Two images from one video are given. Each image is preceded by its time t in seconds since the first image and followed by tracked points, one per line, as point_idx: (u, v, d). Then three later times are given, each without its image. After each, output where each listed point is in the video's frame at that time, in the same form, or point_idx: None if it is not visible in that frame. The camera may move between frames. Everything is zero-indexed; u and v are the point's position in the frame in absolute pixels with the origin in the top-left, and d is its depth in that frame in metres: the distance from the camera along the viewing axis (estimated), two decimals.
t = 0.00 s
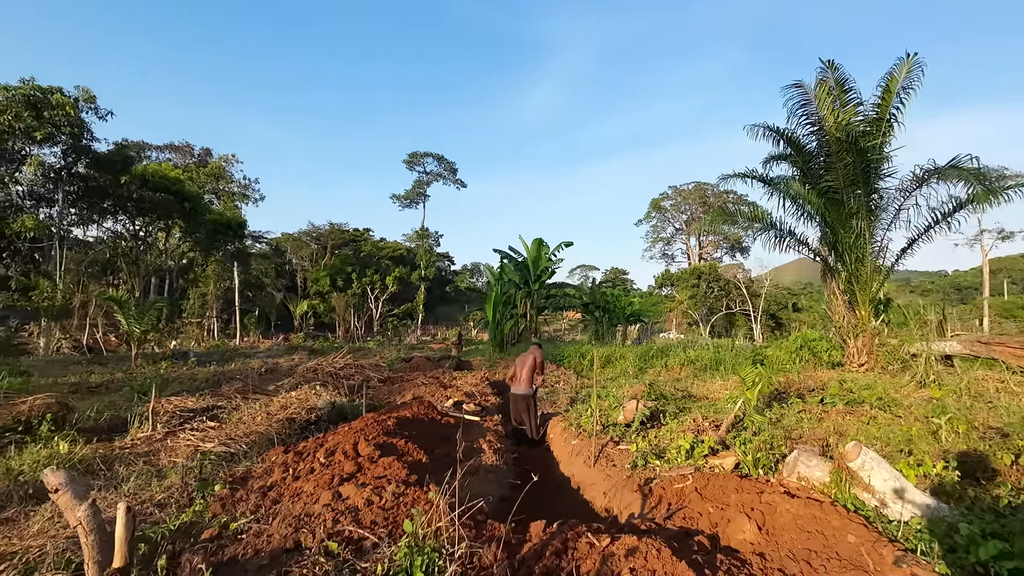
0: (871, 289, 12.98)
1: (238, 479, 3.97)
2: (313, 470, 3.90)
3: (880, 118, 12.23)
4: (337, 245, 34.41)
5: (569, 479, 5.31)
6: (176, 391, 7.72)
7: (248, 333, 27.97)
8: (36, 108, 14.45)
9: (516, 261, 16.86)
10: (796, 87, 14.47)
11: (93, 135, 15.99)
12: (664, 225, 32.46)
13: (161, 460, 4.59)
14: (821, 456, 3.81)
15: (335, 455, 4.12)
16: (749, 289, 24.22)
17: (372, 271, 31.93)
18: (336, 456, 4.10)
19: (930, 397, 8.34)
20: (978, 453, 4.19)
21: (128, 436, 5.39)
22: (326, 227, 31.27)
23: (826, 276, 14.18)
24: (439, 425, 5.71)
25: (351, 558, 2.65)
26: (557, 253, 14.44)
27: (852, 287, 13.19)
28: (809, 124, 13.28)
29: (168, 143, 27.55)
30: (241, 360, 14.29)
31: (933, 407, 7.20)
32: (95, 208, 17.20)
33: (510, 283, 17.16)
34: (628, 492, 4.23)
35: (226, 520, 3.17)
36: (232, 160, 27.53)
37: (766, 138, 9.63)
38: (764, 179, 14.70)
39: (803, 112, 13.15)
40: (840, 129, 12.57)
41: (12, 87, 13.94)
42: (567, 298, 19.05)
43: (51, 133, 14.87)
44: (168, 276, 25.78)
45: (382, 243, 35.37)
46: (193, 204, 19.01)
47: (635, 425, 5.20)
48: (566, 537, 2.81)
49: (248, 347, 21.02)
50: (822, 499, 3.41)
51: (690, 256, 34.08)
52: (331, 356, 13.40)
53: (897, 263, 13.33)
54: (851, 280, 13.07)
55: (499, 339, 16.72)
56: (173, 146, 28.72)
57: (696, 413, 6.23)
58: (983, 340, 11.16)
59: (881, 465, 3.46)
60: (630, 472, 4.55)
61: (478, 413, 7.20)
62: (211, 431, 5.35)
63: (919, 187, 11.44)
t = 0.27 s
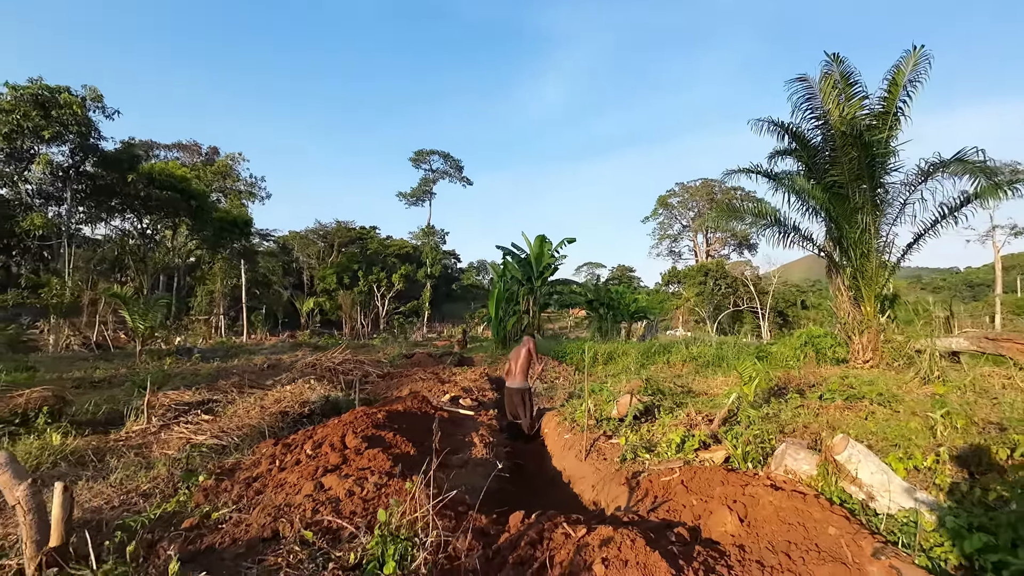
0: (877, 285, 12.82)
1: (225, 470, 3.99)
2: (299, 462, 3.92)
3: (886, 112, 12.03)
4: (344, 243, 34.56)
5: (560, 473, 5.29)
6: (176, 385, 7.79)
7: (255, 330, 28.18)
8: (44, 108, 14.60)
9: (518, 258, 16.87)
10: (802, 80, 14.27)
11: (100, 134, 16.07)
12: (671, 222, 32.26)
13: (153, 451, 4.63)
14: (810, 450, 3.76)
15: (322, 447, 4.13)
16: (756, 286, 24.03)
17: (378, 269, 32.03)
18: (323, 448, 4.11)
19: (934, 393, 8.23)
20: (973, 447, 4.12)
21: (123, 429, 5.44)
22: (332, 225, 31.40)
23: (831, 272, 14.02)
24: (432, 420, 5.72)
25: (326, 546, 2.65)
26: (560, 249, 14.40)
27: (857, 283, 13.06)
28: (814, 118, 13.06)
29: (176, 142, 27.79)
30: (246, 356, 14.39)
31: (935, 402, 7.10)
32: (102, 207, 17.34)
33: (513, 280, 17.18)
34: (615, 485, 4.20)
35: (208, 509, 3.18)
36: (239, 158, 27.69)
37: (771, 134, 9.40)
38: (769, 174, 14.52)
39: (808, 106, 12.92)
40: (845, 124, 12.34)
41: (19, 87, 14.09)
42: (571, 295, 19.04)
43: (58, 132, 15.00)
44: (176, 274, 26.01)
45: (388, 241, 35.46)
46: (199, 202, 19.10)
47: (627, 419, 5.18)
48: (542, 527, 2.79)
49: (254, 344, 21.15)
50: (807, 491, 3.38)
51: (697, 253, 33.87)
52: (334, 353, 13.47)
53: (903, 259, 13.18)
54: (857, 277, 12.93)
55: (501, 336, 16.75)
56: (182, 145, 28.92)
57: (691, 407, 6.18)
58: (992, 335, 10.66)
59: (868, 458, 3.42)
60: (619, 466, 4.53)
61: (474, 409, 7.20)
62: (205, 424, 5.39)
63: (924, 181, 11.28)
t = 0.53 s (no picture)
0: (884, 280, 12.47)
1: (210, 462, 4.02)
2: (282, 454, 3.93)
3: (895, 103, 11.63)
4: (353, 240, 34.71)
5: (550, 467, 5.26)
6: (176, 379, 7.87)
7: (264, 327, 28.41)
8: (54, 107, 14.71)
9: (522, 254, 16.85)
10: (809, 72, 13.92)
11: (109, 132, 16.13)
12: (680, 218, 31.99)
13: (144, 443, 4.68)
14: (795, 443, 3.71)
15: (306, 440, 4.14)
16: (767, 282, 23.74)
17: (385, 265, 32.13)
18: (307, 441, 4.12)
19: (939, 389, 8.08)
20: (966, 441, 4.03)
21: (118, 421, 5.51)
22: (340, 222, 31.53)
23: (838, 267, 13.69)
24: (422, 413, 5.71)
25: (296, 536, 2.65)
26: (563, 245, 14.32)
27: (864, 278, 12.68)
28: (820, 110, 12.68)
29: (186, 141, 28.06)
30: (252, 352, 14.51)
31: (941, 397, 6.96)
32: (113, 204, 17.50)
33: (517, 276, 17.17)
34: (600, 479, 4.17)
35: (186, 500, 3.20)
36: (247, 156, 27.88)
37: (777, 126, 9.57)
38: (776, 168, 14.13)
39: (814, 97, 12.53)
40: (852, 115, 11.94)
41: (29, 86, 14.22)
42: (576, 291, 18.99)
43: (68, 132, 15.11)
44: (186, 271, 26.29)
45: (396, 238, 35.54)
46: (207, 199, 19.24)
47: (618, 413, 5.14)
48: (513, 519, 2.77)
49: (262, 340, 21.33)
50: (790, 485, 3.34)
51: (707, 249, 33.57)
52: (338, 348, 13.54)
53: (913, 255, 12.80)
54: (864, 271, 12.57)
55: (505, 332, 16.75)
56: (192, 143, 29.22)
57: (685, 402, 6.12)
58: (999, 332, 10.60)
59: (853, 452, 3.37)
60: (606, 459, 4.49)
61: (469, 403, 7.19)
62: (198, 417, 5.44)
63: (932, 174, 11.08)
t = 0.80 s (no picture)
0: (892, 278, 12.21)
1: (203, 462, 4.06)
2: (274, 454, 3.96)
3: (905, 99, 11.31)
4: (360, 238, 34.87)
5: (545, 468, 5.27)
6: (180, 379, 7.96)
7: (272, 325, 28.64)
8: (64, 108, 14.77)
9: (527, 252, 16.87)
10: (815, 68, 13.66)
11: (119, 133, 16.21)
12: (689, 215, 31.77)
13: (141, 443, 4.74)
14: (785, 445, 3.67)
15: (298, 440, 4.17)
16: (776, 280, 23.50)
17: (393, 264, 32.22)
18: (299, 441, 4.15)
19: (944, 389, 7.96)
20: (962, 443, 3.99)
21: (119, 421, 5.58)
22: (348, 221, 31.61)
23: (845, 265, 13.41)
24: (418, 414, 5.74)
25: (278, 538, 2.67)
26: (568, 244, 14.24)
27: (871, 276, 12.43)
28: (827, 106, 12.38)
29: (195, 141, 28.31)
30: (258, 350, 14.61)
31: (946, 398, 6.86)
32: (122, 204, 17.56)
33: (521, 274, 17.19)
34: (591, 480, 4.16)
35: (175, 501, 3.24)
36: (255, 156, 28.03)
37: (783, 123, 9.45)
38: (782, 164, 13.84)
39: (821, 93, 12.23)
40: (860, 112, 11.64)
41: (40, 88, 14.30)
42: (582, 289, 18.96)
43: (78, 132, 15.18)
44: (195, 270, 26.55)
45: (404, 236, 35.59)
46: (216, 199, 19.55)
47: (612, 414, 5.13)
48: (495, 522, 2.78)
49: (269, 339, 21.46)
50: (778, 488, 3.31)
51: (715, 246, 33.30)
52: (343, 347, 13.63)
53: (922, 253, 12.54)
54: (871, 269, 12.31)
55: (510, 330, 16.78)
56: (201, 143, 29.48)
57: (683, 402, 6.10)
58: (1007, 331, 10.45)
59: (843, 456, 3.33)
60: (598, 461, 4.49)
61: (467, 403, 7.22)
62: (196, 417, 5.51)
63: (939, 171, 10.94)
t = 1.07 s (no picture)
0: (898, 273, 11.96)
1: (195, 454, 4.14)
2: (264, 446, 4.04)
3: (909, 94, 11.07)
4: (368, 236, 35.04)
5: (535, 462, 5.30)
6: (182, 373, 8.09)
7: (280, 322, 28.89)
8: (75, 108, 14.89)
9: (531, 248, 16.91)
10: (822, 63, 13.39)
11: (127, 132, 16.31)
12: (696, 212, 31.57)
13: (138, 435, 4.84)
14: (767, 439, 3.67)
15: (288, 432, 4.25)
16: (785, 277, 23.22)
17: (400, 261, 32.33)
18: (289, 434, 4.22)
19: (945, 385, 7.88)
20: (951, 438, 3.95)
21: (120, 414, 5.70)
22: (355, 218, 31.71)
23: (851, 261, 13.18)
24: (412, 408, 5.80)
25: (257, 525, 2.73)
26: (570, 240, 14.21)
27: (877, 272, 12.16)
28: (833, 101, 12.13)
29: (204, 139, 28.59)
30: (263, 346, 14.75)
31: (946, 393, 6.80)
32: (130, 202, 17.73)
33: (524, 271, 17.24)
34: (576, 474, 4.20)
35: (164, 490, 3.32)
36: (262, 154, 28.23)
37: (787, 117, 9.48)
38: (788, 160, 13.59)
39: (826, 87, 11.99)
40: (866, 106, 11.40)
41: (50, 88, 14.44)
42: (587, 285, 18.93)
43: (88, 132, 15.33)
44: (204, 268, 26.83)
45: (411, 233, 35.64)
46: (223, 196, 19.63)
47: (603, 409, 5.15)
48: (470, 512, 2.82)
49: (275, 335, 21.63)
50: (757, 481, 3.33)
51: (724, 242, 33.02)
52: (347, 343, 13.75)
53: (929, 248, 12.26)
54: (877, 265, 12.07)
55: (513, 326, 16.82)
56: (209, 141, 29.77)
57: (677, 397, 6.09)
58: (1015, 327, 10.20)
59: (822, 449, 3.34)
60: (585, 454, 4.52)
61: (464, 398, 7.27)
62: (194, 410, 5.61)
63: (944, 165, 10.79)
